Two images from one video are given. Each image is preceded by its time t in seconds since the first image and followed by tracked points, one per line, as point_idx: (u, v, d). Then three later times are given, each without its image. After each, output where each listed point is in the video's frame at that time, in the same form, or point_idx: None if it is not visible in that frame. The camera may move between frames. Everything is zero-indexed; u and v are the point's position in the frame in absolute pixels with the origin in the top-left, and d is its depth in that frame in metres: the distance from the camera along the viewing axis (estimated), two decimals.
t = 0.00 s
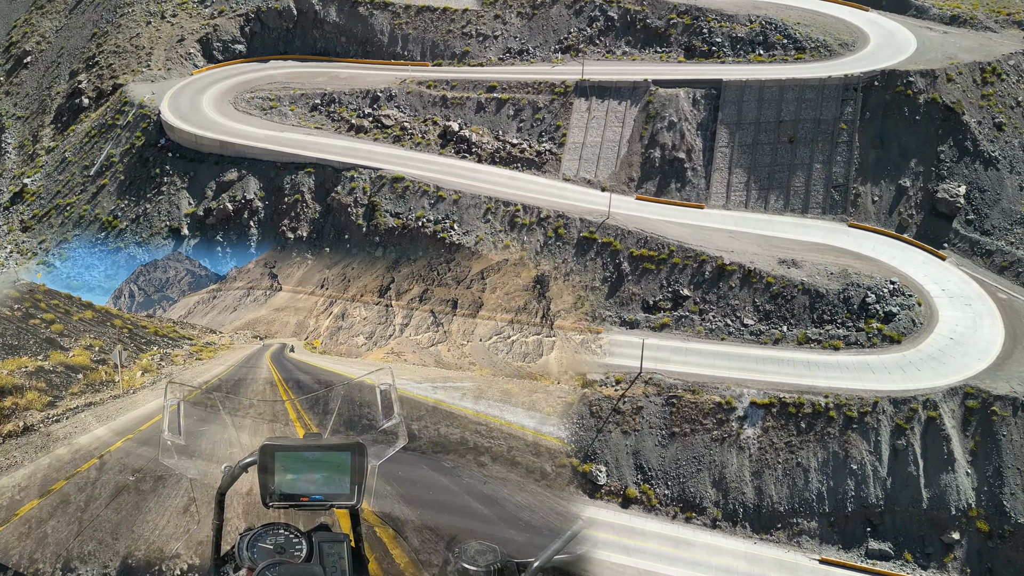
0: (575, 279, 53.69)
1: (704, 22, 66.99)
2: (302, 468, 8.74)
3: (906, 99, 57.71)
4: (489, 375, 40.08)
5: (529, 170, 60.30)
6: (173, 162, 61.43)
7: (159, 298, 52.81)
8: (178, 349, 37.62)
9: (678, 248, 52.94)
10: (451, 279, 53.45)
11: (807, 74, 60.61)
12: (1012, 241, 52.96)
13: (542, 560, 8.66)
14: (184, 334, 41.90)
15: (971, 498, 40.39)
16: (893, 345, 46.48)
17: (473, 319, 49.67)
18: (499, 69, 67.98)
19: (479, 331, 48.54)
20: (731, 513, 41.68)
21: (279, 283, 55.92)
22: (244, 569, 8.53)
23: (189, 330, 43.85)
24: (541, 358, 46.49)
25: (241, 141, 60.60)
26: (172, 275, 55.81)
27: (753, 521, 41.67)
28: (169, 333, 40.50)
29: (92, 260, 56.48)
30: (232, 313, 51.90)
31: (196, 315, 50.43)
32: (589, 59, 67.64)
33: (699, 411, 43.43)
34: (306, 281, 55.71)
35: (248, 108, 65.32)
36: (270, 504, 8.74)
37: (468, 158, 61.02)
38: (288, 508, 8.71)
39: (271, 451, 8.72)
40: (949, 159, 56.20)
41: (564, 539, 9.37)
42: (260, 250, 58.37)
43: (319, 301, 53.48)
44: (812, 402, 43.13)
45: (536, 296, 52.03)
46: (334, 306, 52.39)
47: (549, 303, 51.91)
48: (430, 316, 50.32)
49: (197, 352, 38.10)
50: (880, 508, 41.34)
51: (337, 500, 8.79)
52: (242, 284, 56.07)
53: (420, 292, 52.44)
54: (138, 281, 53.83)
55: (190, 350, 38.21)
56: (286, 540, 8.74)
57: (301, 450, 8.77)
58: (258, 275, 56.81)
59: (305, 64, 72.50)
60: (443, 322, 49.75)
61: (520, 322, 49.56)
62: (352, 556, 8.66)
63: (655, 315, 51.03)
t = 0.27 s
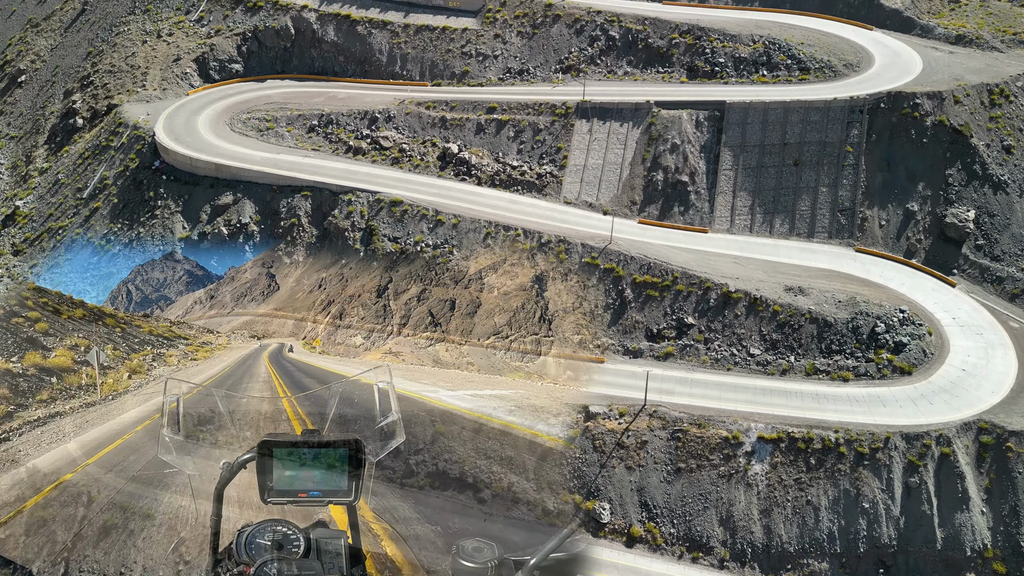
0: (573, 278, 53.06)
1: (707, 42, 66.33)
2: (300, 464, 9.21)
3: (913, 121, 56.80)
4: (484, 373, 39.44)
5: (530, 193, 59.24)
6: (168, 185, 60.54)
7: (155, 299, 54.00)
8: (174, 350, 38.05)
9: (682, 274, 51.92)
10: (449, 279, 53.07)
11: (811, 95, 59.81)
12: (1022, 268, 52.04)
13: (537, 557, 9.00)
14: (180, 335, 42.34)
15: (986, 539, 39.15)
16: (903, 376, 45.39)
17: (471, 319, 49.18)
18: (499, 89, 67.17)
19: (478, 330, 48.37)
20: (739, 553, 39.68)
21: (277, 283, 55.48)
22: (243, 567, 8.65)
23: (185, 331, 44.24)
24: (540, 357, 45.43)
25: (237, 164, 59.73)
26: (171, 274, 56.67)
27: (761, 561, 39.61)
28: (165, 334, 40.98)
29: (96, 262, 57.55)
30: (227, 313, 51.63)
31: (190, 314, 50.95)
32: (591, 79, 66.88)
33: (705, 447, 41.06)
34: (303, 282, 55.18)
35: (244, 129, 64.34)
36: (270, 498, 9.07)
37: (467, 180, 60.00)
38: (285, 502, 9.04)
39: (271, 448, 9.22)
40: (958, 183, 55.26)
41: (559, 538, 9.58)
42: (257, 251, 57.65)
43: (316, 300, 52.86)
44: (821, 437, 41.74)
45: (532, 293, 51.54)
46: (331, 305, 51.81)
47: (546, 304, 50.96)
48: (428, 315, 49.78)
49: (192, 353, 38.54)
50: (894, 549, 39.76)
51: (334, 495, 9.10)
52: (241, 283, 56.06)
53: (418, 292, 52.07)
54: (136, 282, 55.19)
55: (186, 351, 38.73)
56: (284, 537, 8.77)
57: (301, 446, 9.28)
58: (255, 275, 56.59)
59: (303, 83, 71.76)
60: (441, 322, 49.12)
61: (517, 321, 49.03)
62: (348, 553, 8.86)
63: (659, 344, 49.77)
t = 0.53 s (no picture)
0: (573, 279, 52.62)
1: (709, 62, 65.63)
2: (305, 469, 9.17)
3: (920, 144, 55.94)
4: (491, 375, 37.39)
5: (531, 216, 58.27)
6: (161, 209, 59.47)
7: (155, 298, 49.54)
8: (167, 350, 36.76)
9: (687, 301, 50.70)
10: (447, 278, 52.66)
11: (816, 117, 58.89)
12: None
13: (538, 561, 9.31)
14: (175, 334, 41.04)
15: None
16: (914, 409, 44.29)
17: (469, 320, 48.38)
18: (499, 109, 66.39)
19: (476, 330, 47.49)
20: None
21: (275, 284, 53.70)
22: (245, 569, 8.40)
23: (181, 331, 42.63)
24: (538, 359, 44.65)
25: (233, 187, 58.71)
26: (168, 274, 53.05)
27: None
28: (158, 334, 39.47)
29: (88, 264, 53.63)
30: (228, 314, 49.09)
31: (193, 317, 47.16)
32: (592, 100, 66.15)
33: (711, 483, 39.41)
34: (304, 281, 53.99)
35: (241, 150, 63.42)
36: (276, 502, 9.17)
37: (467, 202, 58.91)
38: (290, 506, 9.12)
39: (276, 451, 9.21)
40: (967, 208, 54.32)
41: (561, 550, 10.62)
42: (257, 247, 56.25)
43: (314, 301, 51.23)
44: (831, 474, 40.47)
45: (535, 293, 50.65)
46: (330, 305, 50.36)
47: (546, 304, 50.04)
48: (428, 316, 49.12)
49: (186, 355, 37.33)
50: None
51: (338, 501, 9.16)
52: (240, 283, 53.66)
53: (416, 294, 51.58)
54: (132, 283, 50.44)
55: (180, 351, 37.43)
56: (287, 540, 8.65)
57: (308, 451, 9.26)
58: (254, 275, 54.50)
59: (300, 103, 70.93)
60: (440, 322, 48.52)
61: (517, 322, 47.92)
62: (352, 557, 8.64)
63: (663, 374, 48.49)
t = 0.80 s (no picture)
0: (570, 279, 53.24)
1: (712, 82, 64.75)
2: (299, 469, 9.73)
3: (929, 167, 54.81)
4: (489, 379, 37.17)
5: (531, 239, 57.22)
6: (155, 234, 58.32)
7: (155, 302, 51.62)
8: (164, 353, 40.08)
9: (691, 329, 49.48)
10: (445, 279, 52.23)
11: (821, 139, 58.00)
12: None
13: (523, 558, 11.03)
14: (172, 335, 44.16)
15: None
16: (927, 443, 42.93)
17: (468, 320, 47.68)
18: (500, 130, 65.49)
19: (475, 329, 46.81)
20: None
21: (273, 283, 53.15)
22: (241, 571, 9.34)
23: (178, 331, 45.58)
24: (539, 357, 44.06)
25: (226, 211, 57.58)
26: (166, 275, 55.10)
27: None
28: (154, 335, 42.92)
29: (90, 261, 57.08)
30: (226, 314, 49.82)
31: (189, 317, 49.47)
32: (593, 121, 65.30)
33: (720, 521, 37.77)
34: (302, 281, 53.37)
35: (236, 172, 62.44)
36: (268, 501, 9.69)
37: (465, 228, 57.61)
38: (284, 505, 9.67)
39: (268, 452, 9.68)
40: (976, 233, 53.35)
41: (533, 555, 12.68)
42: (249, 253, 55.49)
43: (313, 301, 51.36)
44: (843, 513, 38.79)
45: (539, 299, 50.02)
46: (328, 306, 50.63)
47: (545, 304, 49.69)
48: (426, 316, 48.38)
49: (182, 356, 40.08)
50: None
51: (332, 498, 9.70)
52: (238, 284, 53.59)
53: (415, 294, 50.88)
54: (133, 281, 54.26)
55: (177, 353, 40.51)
56: (282, 541, 9.55)
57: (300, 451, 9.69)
58: (251, 275, 53.84)
59: (297, 122, 70.08)
60: (438, 321, 47.75)
61: (517, 322, 47.40)
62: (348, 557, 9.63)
63: (669, 405, 46.84)
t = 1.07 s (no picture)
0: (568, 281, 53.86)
1: (715, 102, 63.96)
2: (299, 466, 12.90)
3: (937, 191, 53.79)
4: (482, 381, 35.69)
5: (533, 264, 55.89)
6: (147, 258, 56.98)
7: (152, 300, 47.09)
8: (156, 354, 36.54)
9: (697, 359, 48.07)
10: (444, 280, 50.36)
11: (827, 162, 56.98)
12: None
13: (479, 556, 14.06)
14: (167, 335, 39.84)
15: None
16: (941, 480, 41.66)
17: (466, 321, 44.85)
18: (500, 151, 64.64)
19: (472, 331, 43.90)
20: None
21: (271, 285, 47.82)
22: (244, 565, 12.96)
23: (175, 331, 40.75)
24: (535, 359, 42.17)
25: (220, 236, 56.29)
26: (164, 275, 51.24)
27: None
28: (151, 335, 39.30)
29: (89, 266, 54.21)
30: (224, 315, 42.93)
31: (186, 317, 43.75)
32: (594, 141, 64.52)
33: (727, 562, 36.41)
34: (299, 283, 48.47)
35: (232, 194, 61.40)
36: (272, 493, 13.06)
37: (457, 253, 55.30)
38: (285, 496, 12.98)
39: (270, 448, 12.81)
40: (987, 258, 52.26)
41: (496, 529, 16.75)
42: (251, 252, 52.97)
43: (309, 295, 46.81)
44: (856, 554, 37.34)
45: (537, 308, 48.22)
46: (326, 308, 44.14)
47: (544, 304, 49.04)
48: (424, 316, 44.65)
49: (176, 356, 36.46)
50: None
51: (330, 491, 12.94)
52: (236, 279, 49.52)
53: (414, 294, 47.57)
54: (132, 283, 50.38)
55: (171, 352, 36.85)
56: (286, 533, 13.22)
57: (301, 447, 12.88)
58: (251, 276, 49.71)
59: (295, 142, 69.27)
60: (437, 322, 44.25)
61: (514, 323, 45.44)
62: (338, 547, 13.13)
63: (674, 438, 45.56)
